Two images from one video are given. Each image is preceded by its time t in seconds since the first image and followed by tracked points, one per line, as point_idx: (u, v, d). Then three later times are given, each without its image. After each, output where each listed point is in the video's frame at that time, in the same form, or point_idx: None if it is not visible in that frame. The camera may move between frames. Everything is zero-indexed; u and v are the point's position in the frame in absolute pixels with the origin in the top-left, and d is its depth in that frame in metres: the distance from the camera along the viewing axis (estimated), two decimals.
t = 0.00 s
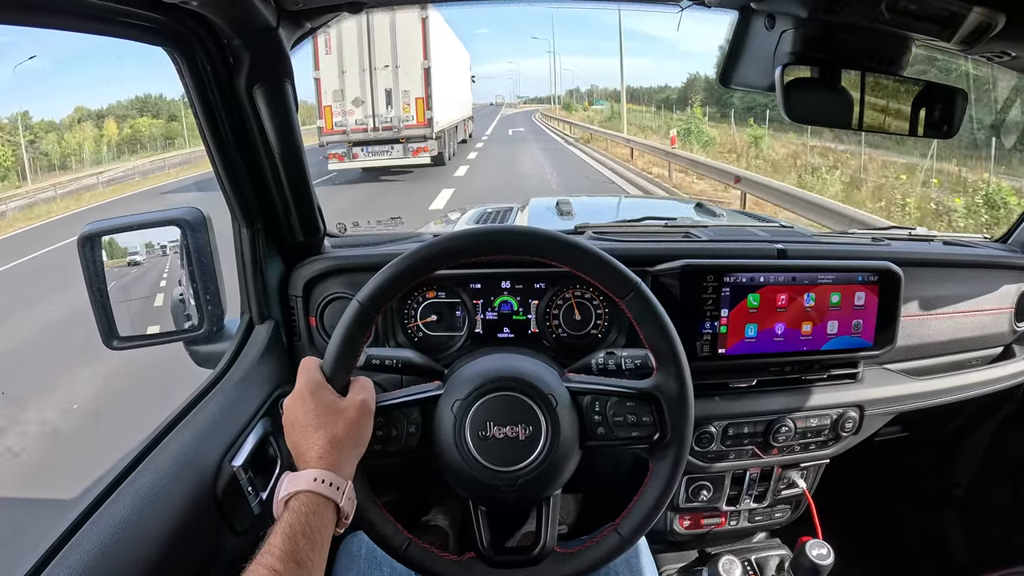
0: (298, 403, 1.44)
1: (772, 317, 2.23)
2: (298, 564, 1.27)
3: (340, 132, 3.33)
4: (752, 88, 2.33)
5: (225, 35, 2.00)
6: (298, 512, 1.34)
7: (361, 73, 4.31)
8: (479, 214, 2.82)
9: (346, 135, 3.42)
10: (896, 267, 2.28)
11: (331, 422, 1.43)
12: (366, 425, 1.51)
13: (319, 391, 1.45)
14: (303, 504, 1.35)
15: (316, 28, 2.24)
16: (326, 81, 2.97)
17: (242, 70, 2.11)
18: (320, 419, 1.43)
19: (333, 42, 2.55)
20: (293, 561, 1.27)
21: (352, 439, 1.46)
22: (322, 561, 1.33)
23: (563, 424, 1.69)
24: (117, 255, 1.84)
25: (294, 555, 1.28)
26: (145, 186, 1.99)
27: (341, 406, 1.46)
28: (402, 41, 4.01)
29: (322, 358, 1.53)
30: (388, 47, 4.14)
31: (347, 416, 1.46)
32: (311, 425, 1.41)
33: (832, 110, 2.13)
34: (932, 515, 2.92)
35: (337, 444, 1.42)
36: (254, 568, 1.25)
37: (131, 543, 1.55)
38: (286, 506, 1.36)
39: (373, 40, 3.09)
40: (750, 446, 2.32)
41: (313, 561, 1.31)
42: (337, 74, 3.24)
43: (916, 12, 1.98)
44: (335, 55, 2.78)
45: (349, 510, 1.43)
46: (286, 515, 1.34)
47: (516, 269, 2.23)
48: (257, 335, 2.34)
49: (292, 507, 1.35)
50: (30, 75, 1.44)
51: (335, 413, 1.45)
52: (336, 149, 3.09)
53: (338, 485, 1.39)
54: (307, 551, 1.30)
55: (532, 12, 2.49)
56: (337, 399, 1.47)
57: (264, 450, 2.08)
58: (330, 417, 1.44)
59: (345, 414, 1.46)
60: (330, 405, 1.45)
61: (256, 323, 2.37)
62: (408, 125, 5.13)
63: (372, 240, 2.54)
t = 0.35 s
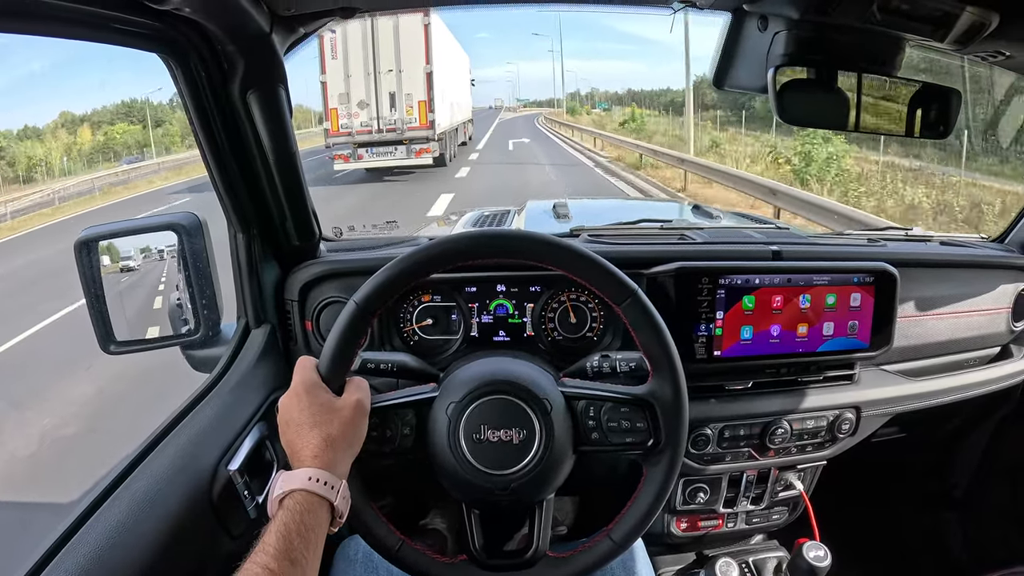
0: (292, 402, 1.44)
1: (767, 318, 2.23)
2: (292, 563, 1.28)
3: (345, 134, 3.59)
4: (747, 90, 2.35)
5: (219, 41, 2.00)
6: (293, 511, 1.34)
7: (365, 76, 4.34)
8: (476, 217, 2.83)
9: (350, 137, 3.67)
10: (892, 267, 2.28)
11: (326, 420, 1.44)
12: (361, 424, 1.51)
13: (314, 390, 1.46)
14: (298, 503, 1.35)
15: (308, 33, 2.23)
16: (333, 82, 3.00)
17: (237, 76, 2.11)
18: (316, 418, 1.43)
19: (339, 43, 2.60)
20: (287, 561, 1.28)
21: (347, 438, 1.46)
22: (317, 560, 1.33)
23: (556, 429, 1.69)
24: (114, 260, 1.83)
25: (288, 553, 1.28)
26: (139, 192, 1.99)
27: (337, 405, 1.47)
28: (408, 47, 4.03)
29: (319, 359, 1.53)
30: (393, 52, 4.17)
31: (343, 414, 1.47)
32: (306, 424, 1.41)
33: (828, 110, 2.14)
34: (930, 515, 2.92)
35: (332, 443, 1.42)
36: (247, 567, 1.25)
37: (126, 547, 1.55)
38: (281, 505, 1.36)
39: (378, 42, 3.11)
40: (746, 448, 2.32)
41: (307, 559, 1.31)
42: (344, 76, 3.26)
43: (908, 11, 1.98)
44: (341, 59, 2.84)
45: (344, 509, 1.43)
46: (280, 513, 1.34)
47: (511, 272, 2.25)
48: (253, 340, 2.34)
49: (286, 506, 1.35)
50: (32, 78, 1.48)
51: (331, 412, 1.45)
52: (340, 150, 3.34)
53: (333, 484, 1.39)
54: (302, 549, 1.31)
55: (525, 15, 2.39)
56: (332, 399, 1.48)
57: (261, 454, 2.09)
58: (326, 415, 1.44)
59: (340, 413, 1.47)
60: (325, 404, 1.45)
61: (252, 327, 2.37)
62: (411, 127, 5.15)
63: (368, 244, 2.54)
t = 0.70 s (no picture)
0: (295, 405, 1.45)
1: (765, 319, 2.25)
2: (294, 565, 1.26)
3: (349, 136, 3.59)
4: (744, 93, 2.35)
5: (218, 49, 2.01)
6: (295, 514, 1.35)
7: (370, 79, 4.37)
8: (475, 220, 2.85)
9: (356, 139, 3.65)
10: (889, 267, 2.30)
11: (329, 425, 1.44)
12: (364, 428, 1.51)
13: (316, 395, 1.47)
14: (300, 507, 1.36)
15: (307, 40, 2.25)
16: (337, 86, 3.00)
17: (236, 83, 2.11)
18: (317, 422, 1.44)
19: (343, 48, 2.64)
20: (290, 562, 1.26)
21: (349, 442, 1.47)
22: (318, 563, 1.33)
23: (556, 431, 1.71)
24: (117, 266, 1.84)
25: (290, 555, 1.28)
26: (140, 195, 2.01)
27: (339, 409, 1.47)
28: (409, 50, 4.05)
29: (320, 362, 1.55)
30: (394, 55, 4.18)
31: (345, 419, 1.47)
32: (308, 428, 1.43)
33: (823, 112, 2.13)
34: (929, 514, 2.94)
35: (334, 446, 1.43)
36: (250, 568, 1.24)
37: (132, 551, 1.57)
38: (284, 509, 1.37)
39: (380, 46, 3.12)
40: (744, 448, 2.33)
41: (309, 561, 1.30)
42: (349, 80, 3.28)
43: (902, 15, 2.00)
44: (343, 64, 2.89)
45: (346, 512, 1.44)
46: (283, 516, 1.34)
47: (509, 276, 2.26)
48: (254, 344, 2.36)
49: (289, 510, 1.36)
50: (29, 82, 1.48)
51: (333, 416, 1.46)
52: (348, 150, 3.34)
53: (334, 487, 1.40)
54: (304, 551, 1.30)
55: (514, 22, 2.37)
56: (334, 403, 1.47)
57: (263, 458, 2.10)
58: (328, 420, 1.45)
59: (342, 417, 1.47)
60: (327, 409, 1.45)
61: (253, 332, 2.38)
62: (413, 128, 5.17)
63: (367, 248, 2.56)
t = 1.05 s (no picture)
0: (299, 405, 1.42)
1: (763, 319, 2.26)
2: (301, 564, 1.22)
3: (352, 137, 3.60)
4: (741, 95, 2.38)
5: (219, 57, 2.02)
6: (301, 512, 1.30)
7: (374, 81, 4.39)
8: (474, 222, 2.86)
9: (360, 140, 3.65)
10: (886, 267, 2.32)
11: (334, 424, 1.41)
12: (367, 429, 1.48)
13: (321, 394, 1.43)
14: (306, 504, 1.31)
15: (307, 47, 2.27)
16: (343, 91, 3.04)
17: (237, 91, 2.12)
18: (323, 422, 1.41)
19: (347, 53, 2.67)
20: (296, 562, 1.22)
21: (355, 441, 1.43)
22: (324, 564, 1.27)
23: (558, 433, 1.73)
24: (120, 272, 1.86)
25: (297, 554, 1.23)
26: (137, 199, 2.00)
27: (343, 409, 1.44)
28: (410, 55, 4.07)
29: (325, 362, 1.50)
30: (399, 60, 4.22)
31: (349, 418, 1.44)
32: (313, 427, 1.39)
33: (817, 114, 2.13)
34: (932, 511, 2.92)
35: (339, 446, 1.39)
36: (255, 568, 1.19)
37: (138, 557, 1.58)
38: (289, 507, 1.32)
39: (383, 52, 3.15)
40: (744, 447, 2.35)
41: (316, 560, 1.25)
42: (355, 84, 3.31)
43: (897, 18, 2.02)
44: (348, 68, 2.91)
45: (350, 512, 1.38)
46: (289, 514, 1.29)
47: (508, 279, 2.27)
48: (256, 349, 2.37)
49: (294, 508, 1.30)
50: (24, 88, 1.47)
51: (338, 416, 1.43)
52: (352, 150, 3.53)
53: (339, 486, 1.35)
54: (309, 550, 1.26)
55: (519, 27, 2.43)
56: (338, 403, 1.45)
57: (267, 463, 2.11)
58: (332, 419, 1.42)
59: (347, 417, 1.44)
60: (332, 409, 1.42)
61: (254, 337, 2.40)
62: (415, 129, 5.19)
63: (366, 252, 2.56)
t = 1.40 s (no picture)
0: (290, 390, 1.40)
1: (752, 315, 2.26)
2: (290, 549, 1.22)
3: (352, 138, 3.61)
4: (726, 91, 2.38)
5: (206, 63, 2.04)
6: (290, 498, 1.29)
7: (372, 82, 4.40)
8: (467, 222, 2.86)
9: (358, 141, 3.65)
10: (876, 261, 2.32)
11: (324, 412, 1.39)
12: (358, 418, 1.45)
13: (314, 380, 1.42)
14: (294, 491, 1.30)
15: (293, 50, 2.28)
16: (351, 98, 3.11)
17: (224, 94, 2.13)
18: (313, 408, 1.39)
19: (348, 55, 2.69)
20: (285, 547, 1.22)
21: (344, 430, 1.42)
22: (313, 548, 1.27)
23: (545, 432, 1.74)
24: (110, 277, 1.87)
25: (286, 540, 1.23)
26: (128, 203, 2.00)
27: (335, 397, 1.42)
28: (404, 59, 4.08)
29: (320, 348, 1.48)
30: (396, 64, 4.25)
31: (340, 407, 1.42)
32: (303, 414, 1.38)
33: (808, 109, 2.16)
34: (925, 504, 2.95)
35: (328, 433, 1.38)
36: (244, 554, 1.19)
37: (128, 559, 1.59)
38: (276, 493, 1.31)
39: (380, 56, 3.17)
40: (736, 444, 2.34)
41: (304, 545, 1.26)
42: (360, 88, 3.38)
43: (879, 11, 2.01)
44: (349, 70, 2.91)
45: (337, 497, 1.38)
46: (277, 501, 1.29)
47: (498, 277, 2.27)
48: (248, 352, 2.38)
49: (282, 493, 1.30)
50: (11, 97, 1.48)
51: (328, 403, 1.41)
52: (353, 150, 3.58)
53: (329, 473, 1.35)
54: (298, 535, 1.26)
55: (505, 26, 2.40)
56: (330, 391, 1.43)
57: (259, 464, 2.11)
58: (323, 407, 1.40)
59: (338, 404, 1.42)
60: (323, 396, 1.41)
61: (246, 339, 2.41)
62: (413, 129, 5.21)
63: (357, 253, 2.57)
